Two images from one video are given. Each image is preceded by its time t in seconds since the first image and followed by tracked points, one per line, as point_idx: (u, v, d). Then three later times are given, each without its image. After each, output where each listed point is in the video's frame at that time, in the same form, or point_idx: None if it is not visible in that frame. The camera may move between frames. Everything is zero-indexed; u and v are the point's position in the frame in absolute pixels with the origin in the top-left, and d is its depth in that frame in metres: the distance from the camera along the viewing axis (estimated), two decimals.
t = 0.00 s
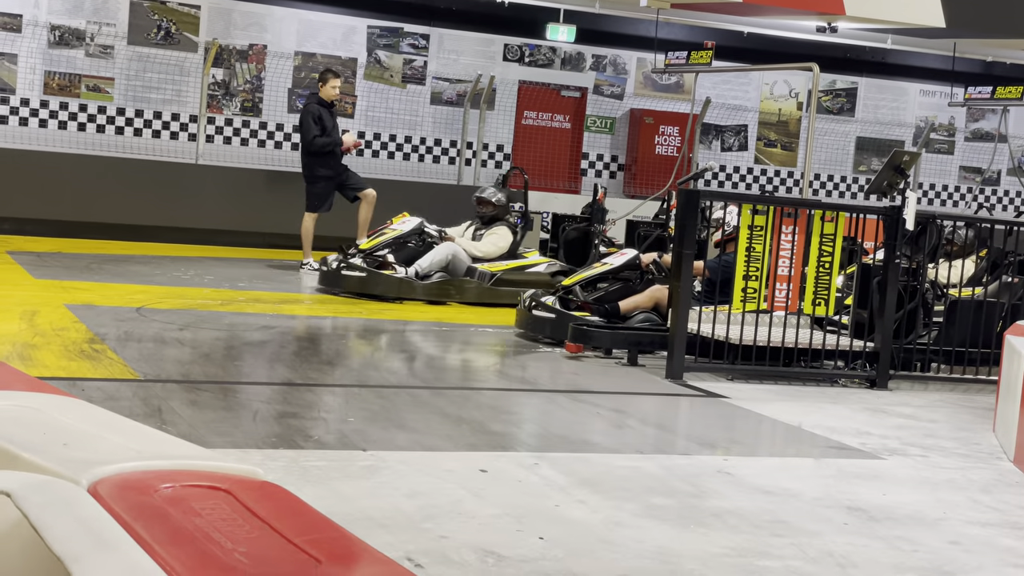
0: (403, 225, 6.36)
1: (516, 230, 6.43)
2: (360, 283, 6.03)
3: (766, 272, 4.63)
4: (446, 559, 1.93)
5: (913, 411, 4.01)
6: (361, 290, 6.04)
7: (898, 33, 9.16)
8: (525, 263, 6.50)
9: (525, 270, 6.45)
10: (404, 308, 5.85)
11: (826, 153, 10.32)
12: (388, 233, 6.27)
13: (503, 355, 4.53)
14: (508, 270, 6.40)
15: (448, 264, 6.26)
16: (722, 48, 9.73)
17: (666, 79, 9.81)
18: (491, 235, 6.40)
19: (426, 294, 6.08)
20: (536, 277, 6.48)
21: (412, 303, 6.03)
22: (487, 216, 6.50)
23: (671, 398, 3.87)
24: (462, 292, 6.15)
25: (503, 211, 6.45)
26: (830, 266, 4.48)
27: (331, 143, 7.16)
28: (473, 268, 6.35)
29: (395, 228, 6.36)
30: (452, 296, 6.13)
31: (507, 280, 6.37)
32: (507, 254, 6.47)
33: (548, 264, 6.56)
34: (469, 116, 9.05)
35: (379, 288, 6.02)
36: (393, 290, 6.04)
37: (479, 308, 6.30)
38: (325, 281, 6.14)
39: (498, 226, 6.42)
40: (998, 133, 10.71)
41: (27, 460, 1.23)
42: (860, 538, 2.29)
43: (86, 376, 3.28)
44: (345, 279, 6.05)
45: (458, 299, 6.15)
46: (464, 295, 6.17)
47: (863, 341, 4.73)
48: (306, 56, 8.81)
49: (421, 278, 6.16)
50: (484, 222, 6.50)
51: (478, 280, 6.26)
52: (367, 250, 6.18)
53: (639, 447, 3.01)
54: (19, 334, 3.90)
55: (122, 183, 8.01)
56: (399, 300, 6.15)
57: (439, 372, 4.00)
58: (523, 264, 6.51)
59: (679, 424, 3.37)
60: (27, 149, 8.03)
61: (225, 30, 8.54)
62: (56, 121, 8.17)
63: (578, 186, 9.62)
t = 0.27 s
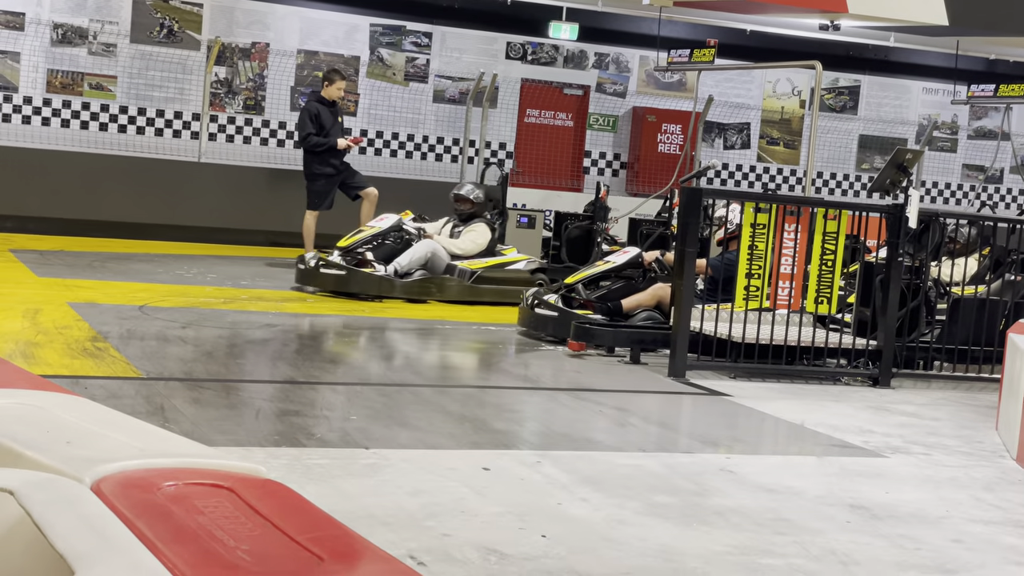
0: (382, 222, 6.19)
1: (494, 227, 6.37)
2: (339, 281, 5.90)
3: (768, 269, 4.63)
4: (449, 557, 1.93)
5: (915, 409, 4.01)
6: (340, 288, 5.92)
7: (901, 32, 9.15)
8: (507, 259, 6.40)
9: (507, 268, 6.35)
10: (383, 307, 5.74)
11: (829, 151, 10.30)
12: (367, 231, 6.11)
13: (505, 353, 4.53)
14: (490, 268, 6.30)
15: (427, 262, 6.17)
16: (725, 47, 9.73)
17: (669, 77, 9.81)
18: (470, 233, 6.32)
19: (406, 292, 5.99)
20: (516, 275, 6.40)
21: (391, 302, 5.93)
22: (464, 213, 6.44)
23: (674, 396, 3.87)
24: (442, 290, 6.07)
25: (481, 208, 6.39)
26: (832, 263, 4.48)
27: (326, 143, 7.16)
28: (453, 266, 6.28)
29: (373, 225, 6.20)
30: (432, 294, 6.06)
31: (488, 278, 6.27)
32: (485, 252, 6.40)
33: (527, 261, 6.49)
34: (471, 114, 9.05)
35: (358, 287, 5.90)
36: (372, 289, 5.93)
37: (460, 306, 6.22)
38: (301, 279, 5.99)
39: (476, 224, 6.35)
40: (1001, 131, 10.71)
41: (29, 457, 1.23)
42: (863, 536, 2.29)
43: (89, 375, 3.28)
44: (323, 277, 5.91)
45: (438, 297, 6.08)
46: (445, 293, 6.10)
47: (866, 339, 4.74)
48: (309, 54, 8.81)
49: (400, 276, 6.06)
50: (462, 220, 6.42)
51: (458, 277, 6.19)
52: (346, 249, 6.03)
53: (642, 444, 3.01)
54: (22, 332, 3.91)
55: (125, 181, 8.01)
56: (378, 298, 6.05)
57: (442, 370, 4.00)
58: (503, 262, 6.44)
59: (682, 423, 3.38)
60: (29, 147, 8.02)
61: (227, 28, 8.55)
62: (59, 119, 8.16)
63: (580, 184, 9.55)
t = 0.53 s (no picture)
0: (357, 220, 6.02)
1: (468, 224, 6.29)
2: (315, 281, 5.73)
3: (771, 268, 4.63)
4: (451, 555, 1.93)
5: (918, 407, 4.01)
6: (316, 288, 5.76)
7: (904, 29, 9.15)
8: (483, 258, 6.30)
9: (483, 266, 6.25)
10: (360, 306, 5.60)
11: (831, 150, 10.30)
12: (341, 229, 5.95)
13: (508, 352, 4.54)
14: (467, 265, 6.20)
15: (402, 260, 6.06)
16: (727, 45, 9.73)
17: (671, 75, 9.82)
18: (443, 231, 6.23)
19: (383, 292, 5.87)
20: (494, 273, 6.29)
21: (369, 301, 5.80)
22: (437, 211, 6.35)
23: (675, 395, 3.87)
24: (420, 289, 5.97)
25: (455, 204, 6.31)
26: (834, 261, 4.48)
27: (326, 140, 7.15)
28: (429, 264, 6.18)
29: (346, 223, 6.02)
30: (410, 293, 5.94)
31: (466, 276, 6.17)
32: (459, 250, 6.31)
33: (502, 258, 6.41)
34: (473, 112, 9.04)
35: (335, 286, 5.75)
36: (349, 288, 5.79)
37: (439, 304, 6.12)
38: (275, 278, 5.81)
39: (450, 221, 6.26)
40: (1003, 129, 10.72)
41: (31, 457, 1.24)
42: (865, 534, 2.29)
43: (91, 373, 3.29)
44: (298, 276, 5.74)
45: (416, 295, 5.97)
46: (424, 292, 5.99)
47: (868, 337, 4.74)
48: (311, 52, 8.82)
49: (377, 275, 5.93)
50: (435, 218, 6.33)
51: (435, 276, 6.08)
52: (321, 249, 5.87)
53: (644, 443, 3.02)
54: (24, 331, 3.91)
55: (127, 180, 8.02)
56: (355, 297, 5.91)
57: (444, 368, 4.00)
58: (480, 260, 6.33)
59: (684, 421, 3.38)
60: (33, 146, 8.03)
61: (229, 26, 8.55)
62: (61, 118, 8.17)
63: (582, 182, 9.51)
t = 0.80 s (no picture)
0: (329, 218, 5.85)
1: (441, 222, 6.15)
2: (291, 279, 5.56)
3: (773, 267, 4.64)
4: (452, 554, 1.93)
5: (919, 406, 4.01)
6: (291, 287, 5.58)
7: (906, 27, 9.14)
8: (456, 256, 6.16)
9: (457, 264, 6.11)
10: (352, 306, 5.52)
11: (832, 148, 10.30)
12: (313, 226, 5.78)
13: (509, 351, 4.54)
14: (441, 264, 6.06)
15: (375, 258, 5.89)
16: (728, 44, 9.72)
17: (672, 74, 9.81)
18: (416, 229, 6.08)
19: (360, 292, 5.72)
20: (469, 271, 6.15)
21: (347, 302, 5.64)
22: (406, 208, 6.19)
23: (677, 394, 3.87)
24: (398, 287, 5.83)
25: (426, 201, 6.18)
26: (836, 260, 4.48)
27: (325, 139, 7.12)
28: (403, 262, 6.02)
29: (317, 220, 5.85)
30: (388, 292, 5.79)
31: (442, 275, 6.03)
32: (431, 248, 6.16)
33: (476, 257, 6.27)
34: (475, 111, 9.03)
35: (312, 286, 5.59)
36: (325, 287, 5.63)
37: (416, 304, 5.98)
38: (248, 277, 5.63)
39: (422, 219, 6.11)
40: (1004, 128, 10.71)
41: (34, 456, 1.24)
42: (866, 533, 2.29)
43: (93, 372, 3.29)
44: (273, 276, 5.56)
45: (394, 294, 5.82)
46: (402, 291, 5.85)
47: (869, 336, 4.73)
48: (312, 51, 8.82)
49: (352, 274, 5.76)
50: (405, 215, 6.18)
51: (411, 274, 5.93)
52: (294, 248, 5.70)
53: (645, 442, 3.02)
54: (25, 330, 3.91)
55: (129, 178, 8.02)
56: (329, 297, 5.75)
57: (445, 367, 4.00)
58: (454, 259, 6.18)
59: (686, 420, 3.38)
60: (35, 145, 8.04)
61: (231, 25, 8.54)
62: (62, 117, 8.18)
63: (584, 182, 9.47)
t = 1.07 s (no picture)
0: (301, 215, 5.69)
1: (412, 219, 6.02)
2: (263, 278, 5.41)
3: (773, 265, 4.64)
4: (453, 552, 1.93)
5: (919, 404, 4.01)
6: (263, 286, 5.43)
7: (906, 25, 9.14)
8: (429, 253, 6.02)
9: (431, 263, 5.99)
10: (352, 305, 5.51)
11: (833, 146, 10.30)
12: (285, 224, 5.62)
13: (510, 349, 4.54)
14: (415, 262, 5.93)
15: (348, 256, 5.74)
16: (728, 42, 9.73)
17: (673, 72, 9.81)
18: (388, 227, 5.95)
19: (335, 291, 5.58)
20: (443, 269, 6.02)
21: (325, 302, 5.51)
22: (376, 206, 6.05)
23: (677, 392, 3.87)
24: (375, 285, 5.70)
25: (396, 198, 6.05)
26: (836, 258, 4.48)
27: (326, 138, 7.12)
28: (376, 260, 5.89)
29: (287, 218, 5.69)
30: (365, 291, 5.67)
31: (415, 273, 5.90)
32: (402, 246, 6.02)
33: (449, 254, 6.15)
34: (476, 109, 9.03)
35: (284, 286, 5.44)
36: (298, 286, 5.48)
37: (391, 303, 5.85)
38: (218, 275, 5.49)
39: (393, 217, 5.98)
40: (1005, 126, 10.71)
41: (34, 454, 1.24)
42: (866, 531, 2.29)
43: (93, 370, 3.29)
44: (244, 274, 5.41)
45: (369, 293, 5.69)
46: (378, 290, 5.73)
47: (870, 334, 4.73)
48: (313, 49, 8.83)
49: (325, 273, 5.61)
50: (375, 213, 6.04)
51: (385, 273, 5.80)
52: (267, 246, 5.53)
53: (646, 440, 3.02)
54: (26, 328, 3.91)
55: (130, 176, 8.02)
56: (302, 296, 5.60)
57: (445, 365, 4.00)
58: (427, 257, 6.05)
59: (686, 418, 3.38)
60: (36, 143, 8.04)
61: (231, 23, 8.54)
62: (63, 115, 8.18)
63: (584, 179, 9.55)
